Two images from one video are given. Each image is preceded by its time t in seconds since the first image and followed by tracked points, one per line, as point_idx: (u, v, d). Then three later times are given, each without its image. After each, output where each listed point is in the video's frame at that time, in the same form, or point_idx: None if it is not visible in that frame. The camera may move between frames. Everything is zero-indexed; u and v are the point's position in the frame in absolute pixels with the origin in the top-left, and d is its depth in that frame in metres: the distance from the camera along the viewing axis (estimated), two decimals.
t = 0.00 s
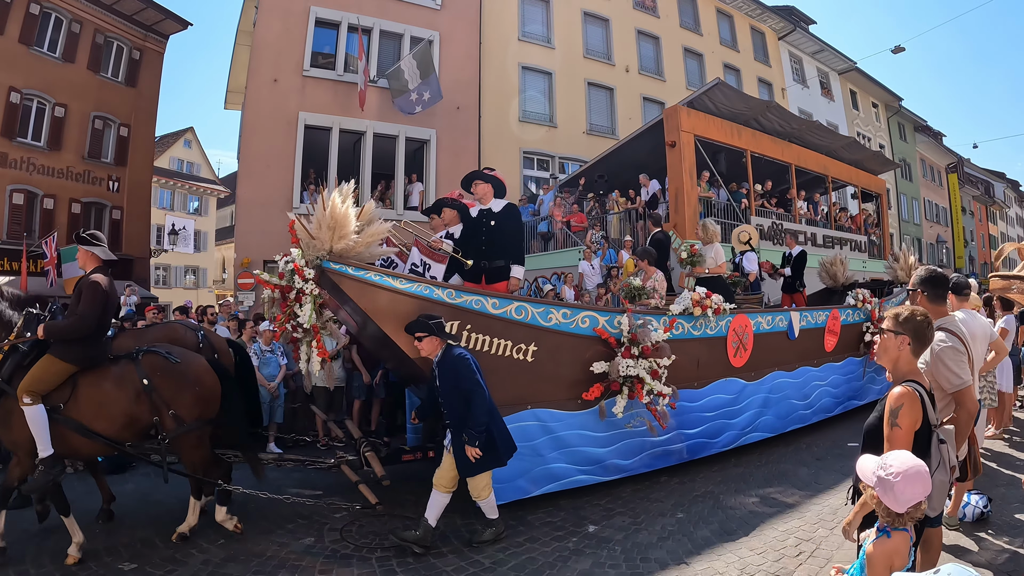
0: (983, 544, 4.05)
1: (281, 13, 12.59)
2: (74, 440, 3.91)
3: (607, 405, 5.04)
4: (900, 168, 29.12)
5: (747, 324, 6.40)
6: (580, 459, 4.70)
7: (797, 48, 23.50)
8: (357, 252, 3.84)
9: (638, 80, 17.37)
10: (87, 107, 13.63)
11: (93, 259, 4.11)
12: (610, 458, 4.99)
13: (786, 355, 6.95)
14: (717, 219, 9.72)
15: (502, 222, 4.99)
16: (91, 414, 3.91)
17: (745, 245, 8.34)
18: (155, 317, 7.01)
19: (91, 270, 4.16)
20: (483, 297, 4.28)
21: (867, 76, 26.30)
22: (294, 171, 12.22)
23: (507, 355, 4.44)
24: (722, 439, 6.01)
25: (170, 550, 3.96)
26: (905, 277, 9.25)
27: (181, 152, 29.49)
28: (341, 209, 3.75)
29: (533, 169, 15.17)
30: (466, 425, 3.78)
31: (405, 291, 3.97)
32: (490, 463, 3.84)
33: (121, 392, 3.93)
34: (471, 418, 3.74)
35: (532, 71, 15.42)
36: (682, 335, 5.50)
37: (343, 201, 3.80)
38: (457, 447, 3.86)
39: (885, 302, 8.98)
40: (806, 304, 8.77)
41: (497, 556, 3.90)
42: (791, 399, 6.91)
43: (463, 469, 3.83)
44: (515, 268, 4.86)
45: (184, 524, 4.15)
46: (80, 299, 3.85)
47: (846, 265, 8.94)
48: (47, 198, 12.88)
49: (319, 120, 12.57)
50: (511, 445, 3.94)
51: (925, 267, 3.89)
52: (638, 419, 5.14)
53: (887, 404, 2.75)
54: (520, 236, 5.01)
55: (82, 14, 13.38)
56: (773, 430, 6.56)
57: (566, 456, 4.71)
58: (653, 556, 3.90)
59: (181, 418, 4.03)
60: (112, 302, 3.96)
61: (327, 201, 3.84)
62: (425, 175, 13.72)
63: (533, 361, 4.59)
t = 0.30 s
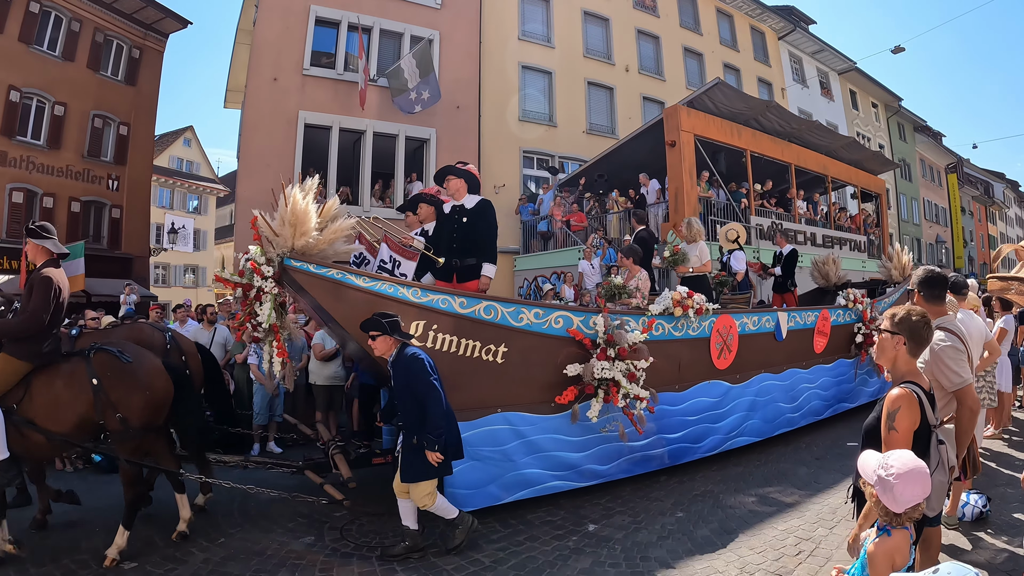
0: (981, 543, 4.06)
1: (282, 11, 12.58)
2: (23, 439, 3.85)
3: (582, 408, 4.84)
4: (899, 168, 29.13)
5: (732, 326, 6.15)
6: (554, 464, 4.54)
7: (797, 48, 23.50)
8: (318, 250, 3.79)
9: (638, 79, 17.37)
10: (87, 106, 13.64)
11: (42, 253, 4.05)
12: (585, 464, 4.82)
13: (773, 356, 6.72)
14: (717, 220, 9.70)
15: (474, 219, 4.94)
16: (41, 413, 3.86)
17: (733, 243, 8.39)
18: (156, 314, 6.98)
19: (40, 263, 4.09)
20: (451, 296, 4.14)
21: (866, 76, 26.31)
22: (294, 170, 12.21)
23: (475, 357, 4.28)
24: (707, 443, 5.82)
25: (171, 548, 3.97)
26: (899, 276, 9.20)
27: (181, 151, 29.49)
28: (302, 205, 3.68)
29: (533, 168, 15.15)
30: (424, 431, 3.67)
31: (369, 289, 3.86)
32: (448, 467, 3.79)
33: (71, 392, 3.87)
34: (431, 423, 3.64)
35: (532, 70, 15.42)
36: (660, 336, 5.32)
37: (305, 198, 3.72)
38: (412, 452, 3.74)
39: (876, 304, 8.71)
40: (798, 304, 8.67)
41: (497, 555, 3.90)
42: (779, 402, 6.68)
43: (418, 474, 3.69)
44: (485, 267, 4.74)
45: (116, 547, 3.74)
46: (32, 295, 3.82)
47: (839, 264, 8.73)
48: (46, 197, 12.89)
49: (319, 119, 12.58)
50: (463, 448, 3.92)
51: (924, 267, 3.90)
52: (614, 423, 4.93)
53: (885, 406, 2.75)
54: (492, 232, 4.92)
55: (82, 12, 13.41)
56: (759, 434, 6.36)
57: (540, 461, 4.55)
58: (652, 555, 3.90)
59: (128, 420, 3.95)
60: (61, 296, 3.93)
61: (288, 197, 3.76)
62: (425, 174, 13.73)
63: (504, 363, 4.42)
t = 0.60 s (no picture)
0: (980, 542, 4.07)
1: (281, 9, 12.55)
2: None
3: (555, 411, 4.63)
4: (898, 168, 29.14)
5: (715, 325, 5.92)
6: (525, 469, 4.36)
7: (797, 48, 23.52)
8: (279, 246, 3.69)
9: (637, 79, 17.37)
10: (86, 104, 13.63)
11: None
12: (561, 469, 4.62)
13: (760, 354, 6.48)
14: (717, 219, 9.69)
15: (444, 214, 4.87)
16: None
17: (721, 241, 8.27)
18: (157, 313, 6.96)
19: None
20: (416, 295, 4.00)
21: (866, 76, 26.34)
22: (294, 169, 12.21)
23: (441, 358, 4.11)
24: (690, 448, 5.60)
25: (170, 547, 3.96)
26: (892, 275, 9.11)
27: (180, 150, 29.47)
28: (260, 200, 3.55)
29: (532, 168, 15.15)
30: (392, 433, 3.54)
31: (329, 287, 3.75)
32: (416, 470, 3.69)
33: (28, 394, 3.78)
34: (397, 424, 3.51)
35: (532, 69, 15.42)
36: (638, 336, 5.08)
37: (264, 192, 3.60)
38: (379, 455, 3.62)
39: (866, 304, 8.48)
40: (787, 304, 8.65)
41: (496, 553, 3.91)
42: (766, 405, 6.45)
43: (385, 478, 3.57)
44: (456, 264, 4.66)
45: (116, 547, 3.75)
46: None
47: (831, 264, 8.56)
48: (45, 195, 12.87)
49: (318, 117, 12.57)
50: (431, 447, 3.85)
51: (923, 267, 3.92)
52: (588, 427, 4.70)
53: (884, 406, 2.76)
54: (462, 227, 4.82)
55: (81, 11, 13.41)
56: (745, 438, 6.14)
57: (511, 465, 4.37)
58: (653, 554, 3.91)
59: (90, 420, 3.91)
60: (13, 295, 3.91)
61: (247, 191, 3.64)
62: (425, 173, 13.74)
63: (473, 364, 4.23)
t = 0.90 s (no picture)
0: (979, 541, 4.08)
1: (280, 7, 12.51)
2: None
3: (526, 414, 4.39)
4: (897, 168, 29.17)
5: (697, 325, 5.68)
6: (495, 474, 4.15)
7: (796, 48, 23.54)
8: (238, 244, 3.46)
9: (636, 78, 17.37)
10: (84, 102, 13.60)
11: None
12: (533, 473, 4.41)
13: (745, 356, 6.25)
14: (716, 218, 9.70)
15: (412, 210, 4.62)
16: None
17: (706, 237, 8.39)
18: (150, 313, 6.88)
19: None
20: (378, 292, 3.75)
21: (865, 76, 26.37)
22: (293, 168, 12.22)
23: (405, 358, 3.87)
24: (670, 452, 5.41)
25: (168, 546, 3.95)
26: (884, 274, 9.05)
27: (178, 148, 29.42)
28: (217, 194, 3.36)
29: (530, 166, 15.15)
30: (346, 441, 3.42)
31: (288, 285, 3.51)
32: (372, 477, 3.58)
33: None
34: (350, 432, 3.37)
35: (531, 68, 15.42)
36: (614, 337, 4.84)
37: (220, 185, 3.40)
38: (332, 462, 3.50)
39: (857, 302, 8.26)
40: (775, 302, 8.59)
41: (496, 551, 3.91)
42: (751, 407, 6.26)
43: (337, 486, 3.47)
44: (424, 261, 4.49)
45: (48, 540, 3.78)
46: None
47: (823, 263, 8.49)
48: (44, 193, 12.81)
49: (317, 116, 12.56)
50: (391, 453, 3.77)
51: (921, 264, 3.93)
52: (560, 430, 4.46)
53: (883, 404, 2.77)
54: (431, 224, 4.62)
55: (80, 9, 13.41)
56: (728, 441, 5.95)
57: (479, 470, 4.16)
58: (653, 552, 3.92)
59: (54, 419, 3.79)
60: None
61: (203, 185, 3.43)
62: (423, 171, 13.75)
63: (438, 364, 4.00)
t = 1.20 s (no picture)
0: (977, 539, 4.09)
1: (278, 6, 12.48)
2: None
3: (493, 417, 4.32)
4: (895, 167, 29.21)
5: (677, 325, 5.54)
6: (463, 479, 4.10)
7: (794, 47, 23.56)
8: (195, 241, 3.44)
9: (635, 77, 17.37)
10: (83, 101, 13.59)
11: None
12: (502, 478, 4.34)
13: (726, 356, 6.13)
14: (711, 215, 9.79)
15: (377, 205, 4.60)
16: None
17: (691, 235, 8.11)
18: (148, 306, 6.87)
19: None
20: (337, 290, 3.67)
21: (864, 75, 26.38)
22: (292, 167, 12.21)
23: (366, 359, 3.80)
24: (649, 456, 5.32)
25: (167, 544, 3.96)
26: (875, 273, 9.06)
27: (176, 147, 29.41)
28: (173, 189, 3.34)
29: (529, 165, 15.15)
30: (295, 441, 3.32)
31: (246, 283, 3.45)
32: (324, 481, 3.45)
33: None
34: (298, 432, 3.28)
35: (529, 67, 15.41)
36: (587, 337, 4.74)
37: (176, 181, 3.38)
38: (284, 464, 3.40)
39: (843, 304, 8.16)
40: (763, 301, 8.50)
41: (494, 549, 3.92)
42: (734, 410, 6.16)
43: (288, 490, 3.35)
44: (388, 258, 4.40)
45: (48, 539, 3.78)
46: None
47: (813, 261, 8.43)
48: (42, 192, 12.76)
49: (316, 115, 12.55)
50: (355, 458, 3.72)
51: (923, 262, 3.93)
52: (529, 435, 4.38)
53: (883, 401, 2.78)
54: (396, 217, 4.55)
55: (78, 8, 13.41)
56: (710, 444, 5.85)
57: (445, 474, 4.08)
58: (651, 550, 3.93)
59: (11, 422, 3.67)
60: None
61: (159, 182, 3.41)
62: (422, 170, 13.75)
63: (400, 365, 3.92)
